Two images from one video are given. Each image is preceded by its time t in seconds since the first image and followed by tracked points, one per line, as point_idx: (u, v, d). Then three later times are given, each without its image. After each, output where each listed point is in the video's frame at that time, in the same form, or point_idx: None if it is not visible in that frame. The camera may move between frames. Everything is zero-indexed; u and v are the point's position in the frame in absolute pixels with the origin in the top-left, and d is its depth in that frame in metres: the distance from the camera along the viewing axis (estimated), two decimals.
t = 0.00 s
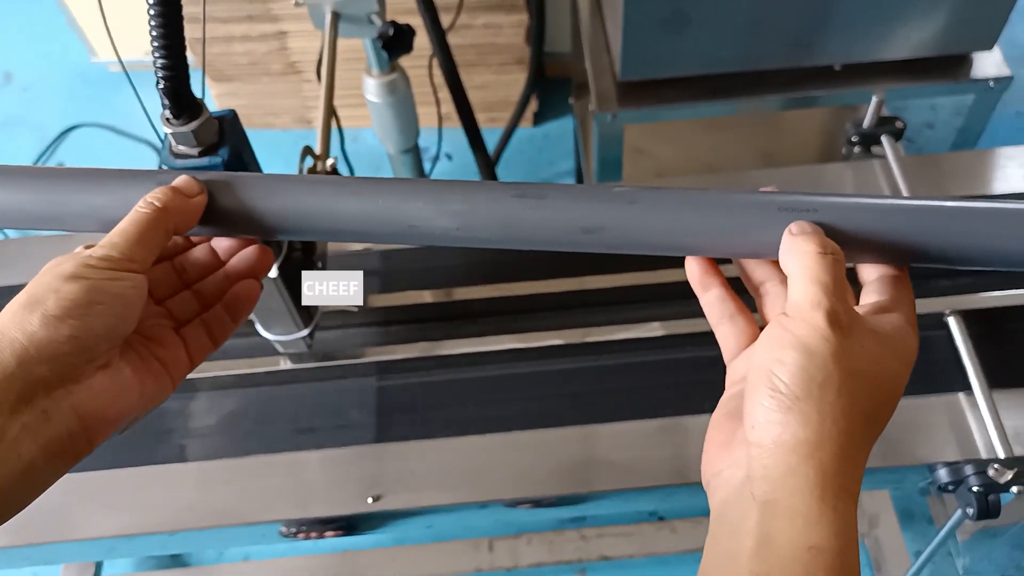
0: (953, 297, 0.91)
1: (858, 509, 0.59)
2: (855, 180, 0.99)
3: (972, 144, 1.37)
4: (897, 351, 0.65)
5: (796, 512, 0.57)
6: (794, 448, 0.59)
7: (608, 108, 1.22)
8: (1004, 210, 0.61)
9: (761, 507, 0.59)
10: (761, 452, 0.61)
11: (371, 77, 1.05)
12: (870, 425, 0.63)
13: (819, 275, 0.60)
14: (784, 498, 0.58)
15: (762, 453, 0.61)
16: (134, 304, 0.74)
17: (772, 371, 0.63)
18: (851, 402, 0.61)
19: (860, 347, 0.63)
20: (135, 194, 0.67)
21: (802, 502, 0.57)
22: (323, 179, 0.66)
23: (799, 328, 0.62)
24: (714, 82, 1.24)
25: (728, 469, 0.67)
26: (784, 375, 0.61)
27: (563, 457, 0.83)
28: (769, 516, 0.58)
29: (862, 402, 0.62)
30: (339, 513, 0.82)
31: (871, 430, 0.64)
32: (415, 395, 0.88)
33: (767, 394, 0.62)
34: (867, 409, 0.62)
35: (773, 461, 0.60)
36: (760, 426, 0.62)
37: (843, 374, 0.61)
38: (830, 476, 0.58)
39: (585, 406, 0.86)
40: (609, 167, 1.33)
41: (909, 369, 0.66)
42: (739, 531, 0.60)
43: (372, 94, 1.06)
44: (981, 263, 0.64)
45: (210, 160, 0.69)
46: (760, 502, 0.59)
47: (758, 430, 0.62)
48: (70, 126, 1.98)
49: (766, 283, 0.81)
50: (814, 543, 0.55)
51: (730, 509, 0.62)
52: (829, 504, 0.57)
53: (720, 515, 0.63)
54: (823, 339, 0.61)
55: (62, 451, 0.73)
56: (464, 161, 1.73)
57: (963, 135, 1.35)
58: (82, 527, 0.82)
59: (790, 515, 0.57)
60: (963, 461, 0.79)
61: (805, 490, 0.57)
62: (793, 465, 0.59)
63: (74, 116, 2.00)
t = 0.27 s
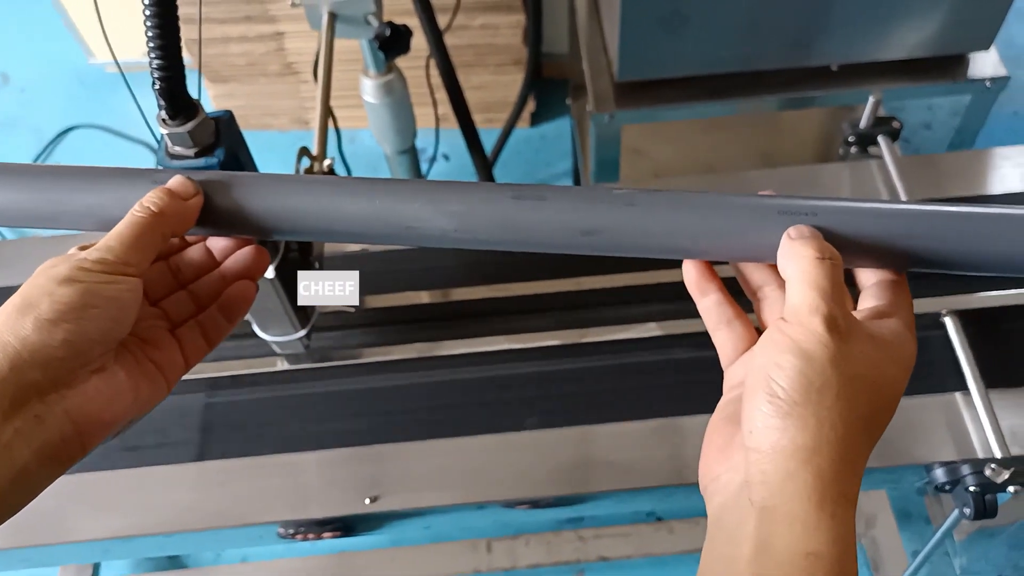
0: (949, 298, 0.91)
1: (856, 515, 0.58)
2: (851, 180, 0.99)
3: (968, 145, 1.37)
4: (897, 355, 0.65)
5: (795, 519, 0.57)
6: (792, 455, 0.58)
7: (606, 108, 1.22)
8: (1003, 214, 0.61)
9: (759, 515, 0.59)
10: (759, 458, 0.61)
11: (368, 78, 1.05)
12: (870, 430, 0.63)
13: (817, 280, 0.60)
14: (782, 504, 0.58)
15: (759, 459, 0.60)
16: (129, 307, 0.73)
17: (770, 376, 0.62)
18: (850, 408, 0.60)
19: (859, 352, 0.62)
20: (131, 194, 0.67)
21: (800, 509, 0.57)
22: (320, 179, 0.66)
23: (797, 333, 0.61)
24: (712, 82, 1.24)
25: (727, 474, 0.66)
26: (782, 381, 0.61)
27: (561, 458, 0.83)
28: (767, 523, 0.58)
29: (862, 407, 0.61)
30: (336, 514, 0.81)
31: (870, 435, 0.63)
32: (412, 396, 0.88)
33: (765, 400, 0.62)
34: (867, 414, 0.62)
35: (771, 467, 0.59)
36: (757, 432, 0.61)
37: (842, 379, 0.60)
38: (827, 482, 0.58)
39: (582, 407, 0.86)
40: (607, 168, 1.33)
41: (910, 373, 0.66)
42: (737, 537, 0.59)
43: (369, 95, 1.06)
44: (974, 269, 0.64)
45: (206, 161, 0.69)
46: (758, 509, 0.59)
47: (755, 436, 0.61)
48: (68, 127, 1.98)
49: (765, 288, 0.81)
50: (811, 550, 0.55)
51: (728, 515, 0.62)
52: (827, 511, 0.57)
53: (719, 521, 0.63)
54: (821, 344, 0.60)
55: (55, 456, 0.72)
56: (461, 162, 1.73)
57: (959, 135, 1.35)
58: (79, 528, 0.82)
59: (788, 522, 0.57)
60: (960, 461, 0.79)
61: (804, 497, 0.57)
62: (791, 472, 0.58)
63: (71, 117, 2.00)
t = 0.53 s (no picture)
0: (950, 297, 0.91)
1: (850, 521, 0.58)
2: (850, 180, 1.00)
3: (966, 144, 1.37)
4: (893, 360, 0.64)
5: (789, 526, 0.56)
6: (785, 461, 0.58)
7: (604, 108, 1.22)
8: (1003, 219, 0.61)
9: (753, 521, 0.58)
10: (753, 464, 0.60)
11: (366, 78, 1.05)
12: (866, 435, 0.62)
13: (809, 286, 0.60)
14: (776, 510, 0.57)
15: (753, 465, 0.60)
16: (121, 312, 0.73)
17: (763, 382, 0.62)
18: (844, 413, 0.60)
19: (854, 357, 0.62)
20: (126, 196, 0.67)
21: (794, 515, 0.57)
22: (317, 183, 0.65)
23: (790, 339, 0.61)
24: (710, 82, 1.24)
25: (721, 479, 0.66)
26: (775, 387, 0.60)
27: (559, 458, 0.83)
28: (761, 529, 0.58)
29: (856, 412, 0.61)
30: (334, 514, 0.81)
31: (866, 440, 0.63)
32: (410, 396, 0.88)
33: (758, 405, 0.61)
34: (861, 419, 0.61)
35: (765, 474, 0.59)
36: (751, 438, 0.61)
37: (835, 384, 0.60)
38: (821, 488, 0.57)
39: (581, 407, 0.86)
40: (605, 168, 1.32)
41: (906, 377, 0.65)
42: (731, 544, 0.59)
43: (367, 94, 1.06)
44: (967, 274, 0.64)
45: (204, 161, 0.68)
46: (752, 515, 0.59)
47: (749, 442, 0.61)
48: (65, 127, 1.97)
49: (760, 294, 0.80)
50: (804, 556, 0.55)
51: (722, 522, 0.62)
52: (821, 518, 0.57)
53: (713, 526, 0.63)
54: (814, 350, 0.60)
55: (47, 464, 0.72)
56: (460, 162, 1.73)
57: (958, 134, 1.35)
58: (76, 529, 0.82)
59: (782, 529, 0.57)
60: (960, 460, 0.79)
61: (797, 503, 0.57)
62: (785, 478, 0.58)
63: (69, 117, 2.00)
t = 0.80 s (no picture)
0: (948, 297, 0.91)
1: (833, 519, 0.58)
2: (847, 181, 1.01)
3: (963, 145, 1.38)
4: (875, 359, 0.65)
5: (775, 525, 0.55)
6: (770, 459, 0.57)
7: (602, 110, 1.23)
8: (1000, 220, 0.62)
9: (738, 518, 0.57)
10: (736, 463, 0.59)
11: (367, 80, 1.06)
12: (849, 435, 0.62)
13: (793, 283, 0.60)
14: (762, 507, 0.57)
15: (737, 462, 0.59)
16: (116, 317, 0.72)
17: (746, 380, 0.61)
18: (827, 411, 0.60)
19: (834, 356, 0.62)
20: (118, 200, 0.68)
21: (780, 514, 0.56)
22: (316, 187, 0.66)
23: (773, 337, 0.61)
24: (708, 84, 1.25)
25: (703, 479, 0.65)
26: (758, 383, 0.60)
27: (558, 457, 0.83)
28: (746, 526, 0.57)
29: (838, 411, 0.61)
30: (335, 513, 0.82)
31: (848, 439, 0.62)
32: (410, 396, 0.89)
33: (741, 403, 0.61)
34: (843, 417, 0.61)
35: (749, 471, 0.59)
36: (733, 436, 0.60)
37: (817, 383, 0.60)
38: (804, 484, 0.57)
39: (580, 406, 0.87)
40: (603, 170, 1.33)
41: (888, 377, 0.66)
42: (716, 544, 0.58)
43: (367, 96, 1.07)
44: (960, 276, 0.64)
45: (205, 162, 0.69)
46: (737, 512, 0.58)
47: (732, 440, 0.60)
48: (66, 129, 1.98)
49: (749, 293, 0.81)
50: (790, 555, 0.54)
51: (704, 523, 0.60)
52: (805, 514, 0.56)
53: (696, 525, 0.62)
54: (796, 347, 0.60)
55: (40, 470, 0.71)
56: (459, 164, 1.76)
57: (955, 135, 1.36)
58: (79, 529, 0.82)
59: (767, 526, 0.56)
60: (956, 458, 0.80)
61: (782, 501, 0.56)
62: (771, 475, 0.57)
63: (70, 120, 2.01)
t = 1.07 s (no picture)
0: (950, 296, 0.90)
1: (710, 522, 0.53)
2: (846, 180, 1.01)
3: (962, 144, 1.38)
4: (750, 353, 0.62)
5: (650, 529, 0.51)
6: (639, 460, 0.53)
7: (601, 110, 1.23)
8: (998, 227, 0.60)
9: (611, 532, 0.53)
10: (608, 468, 0.55)
11: (366, 81, 1.06)
12: (724, 431, 0.59)
13: (657, 280, 0.58)
14: (636, 516, 0.52)
15: (607, 470, 0.55)
16: (197, 329, 0.73)
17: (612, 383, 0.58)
18: (699, 407, 0.56)
19: (703, 352, 0.59)
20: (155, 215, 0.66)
21: (657, 516, 0.51)
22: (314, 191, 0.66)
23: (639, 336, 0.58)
24: (707, 83, 1.25)
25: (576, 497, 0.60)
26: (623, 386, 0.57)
27: (558, 457, 0.83)
28: (621, 537, 0.52)
29: (712, 406, 0.57)
30: (336, 514, 0.82)
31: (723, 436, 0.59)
32: (410, 396, 0.89)
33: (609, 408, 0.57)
34: (716, 413, 0.58)
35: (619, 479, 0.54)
36: (603, 441, 0.56)
37: (686, 379, 0.56)
38: (676, 486, 0.53)
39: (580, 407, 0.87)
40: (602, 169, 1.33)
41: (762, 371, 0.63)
42: (590, 555, 0.53)
43: (367, 96, 1.07)
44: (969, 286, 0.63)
45: (204, 163, 0.69)
46: (609, 526, 0.53)
47: (602, 445, 0.56)
48: (65, 130, 1.98)
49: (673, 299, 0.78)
50: (668, 555, 0.50)
51: (580, 534, 0.55)
52: (681, 518, 0.51)
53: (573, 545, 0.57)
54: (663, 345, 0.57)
55: (119, 491, 0.69)
56: (458, 164, 1.76)
57: (953, 135, 1.36)
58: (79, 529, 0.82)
59: (640, 535, 0.51)
60: (956, 458, 0.80)
61: (656, 501, 0.52)
62: (640, 479, 0.53)
63: (69, 120, 2.01)
